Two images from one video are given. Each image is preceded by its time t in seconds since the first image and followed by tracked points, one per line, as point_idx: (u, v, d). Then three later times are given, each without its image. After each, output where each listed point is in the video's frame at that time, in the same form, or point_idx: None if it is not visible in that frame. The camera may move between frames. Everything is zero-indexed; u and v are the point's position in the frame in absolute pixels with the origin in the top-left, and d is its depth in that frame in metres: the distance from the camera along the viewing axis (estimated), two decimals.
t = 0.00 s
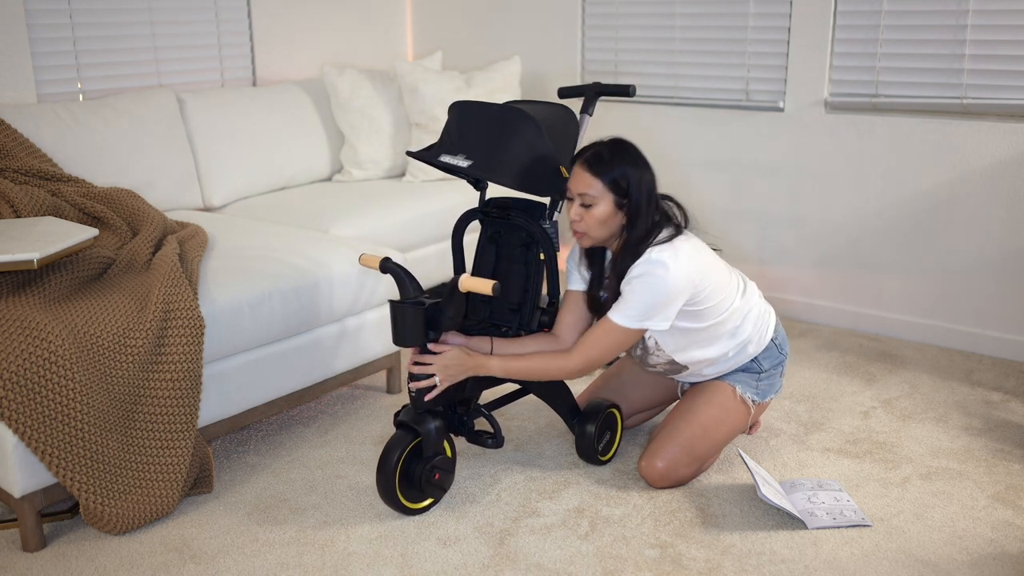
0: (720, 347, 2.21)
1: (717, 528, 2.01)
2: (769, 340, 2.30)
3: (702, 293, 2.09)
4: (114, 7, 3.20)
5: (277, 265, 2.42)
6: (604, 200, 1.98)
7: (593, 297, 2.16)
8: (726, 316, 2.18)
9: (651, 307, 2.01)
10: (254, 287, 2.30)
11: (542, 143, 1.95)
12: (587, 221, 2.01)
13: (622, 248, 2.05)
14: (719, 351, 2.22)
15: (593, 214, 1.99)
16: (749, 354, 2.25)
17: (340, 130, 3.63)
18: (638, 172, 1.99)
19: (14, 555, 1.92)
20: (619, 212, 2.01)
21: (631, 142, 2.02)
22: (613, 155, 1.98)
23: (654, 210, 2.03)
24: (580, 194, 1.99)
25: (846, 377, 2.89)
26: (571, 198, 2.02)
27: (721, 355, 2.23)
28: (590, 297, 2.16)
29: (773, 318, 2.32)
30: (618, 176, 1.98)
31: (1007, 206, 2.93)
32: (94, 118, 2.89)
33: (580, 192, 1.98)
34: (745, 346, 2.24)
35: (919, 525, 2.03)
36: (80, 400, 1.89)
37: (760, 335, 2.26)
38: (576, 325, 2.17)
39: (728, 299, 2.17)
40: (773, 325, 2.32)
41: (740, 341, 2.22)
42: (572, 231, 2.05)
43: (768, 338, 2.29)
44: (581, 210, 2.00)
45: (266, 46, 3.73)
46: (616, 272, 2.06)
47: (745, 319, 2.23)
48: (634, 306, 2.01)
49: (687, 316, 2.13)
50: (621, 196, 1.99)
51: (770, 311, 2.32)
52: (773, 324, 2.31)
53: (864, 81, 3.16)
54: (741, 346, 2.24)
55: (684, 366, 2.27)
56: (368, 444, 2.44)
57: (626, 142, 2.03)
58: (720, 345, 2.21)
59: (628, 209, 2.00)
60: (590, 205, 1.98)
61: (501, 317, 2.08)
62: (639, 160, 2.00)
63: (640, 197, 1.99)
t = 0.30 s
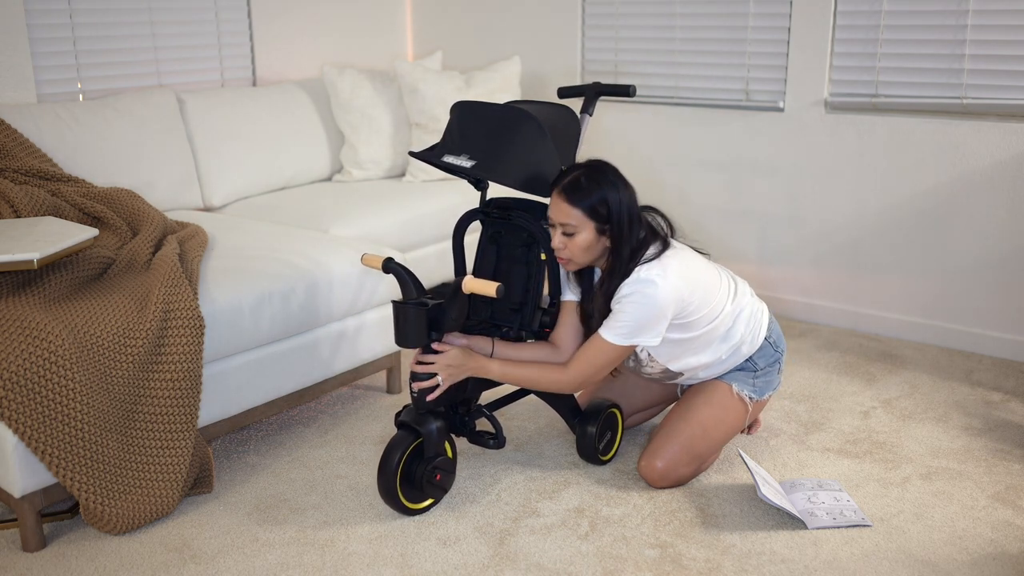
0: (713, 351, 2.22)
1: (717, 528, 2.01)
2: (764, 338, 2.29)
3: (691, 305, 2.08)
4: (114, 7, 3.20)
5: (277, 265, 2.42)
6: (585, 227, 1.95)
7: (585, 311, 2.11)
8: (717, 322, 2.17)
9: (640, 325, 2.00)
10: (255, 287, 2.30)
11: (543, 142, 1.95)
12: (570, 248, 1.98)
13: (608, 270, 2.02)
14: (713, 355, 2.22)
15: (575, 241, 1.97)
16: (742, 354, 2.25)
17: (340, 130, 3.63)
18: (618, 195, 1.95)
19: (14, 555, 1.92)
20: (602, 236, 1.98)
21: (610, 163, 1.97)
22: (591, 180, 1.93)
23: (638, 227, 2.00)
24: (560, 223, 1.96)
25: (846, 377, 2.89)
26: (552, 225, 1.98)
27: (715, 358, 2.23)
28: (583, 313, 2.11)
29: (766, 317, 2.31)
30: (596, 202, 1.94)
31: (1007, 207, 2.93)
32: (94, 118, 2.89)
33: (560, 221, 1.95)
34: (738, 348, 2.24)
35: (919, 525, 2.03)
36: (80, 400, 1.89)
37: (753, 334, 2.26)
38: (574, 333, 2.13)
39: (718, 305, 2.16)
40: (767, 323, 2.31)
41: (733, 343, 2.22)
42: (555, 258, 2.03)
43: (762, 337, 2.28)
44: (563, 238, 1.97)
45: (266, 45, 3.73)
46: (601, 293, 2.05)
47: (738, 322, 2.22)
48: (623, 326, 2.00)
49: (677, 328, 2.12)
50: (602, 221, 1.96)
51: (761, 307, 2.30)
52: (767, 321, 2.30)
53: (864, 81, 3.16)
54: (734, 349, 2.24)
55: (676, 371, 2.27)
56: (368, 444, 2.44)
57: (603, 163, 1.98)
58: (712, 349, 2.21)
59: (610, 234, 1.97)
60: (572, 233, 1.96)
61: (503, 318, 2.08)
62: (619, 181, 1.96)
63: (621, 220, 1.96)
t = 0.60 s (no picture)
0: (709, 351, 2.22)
1: (717, 528, 2.01)
2: (761, 337, 2.29)
3: (687, 304, 2.08)
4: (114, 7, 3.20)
5: (277, 265, 2.42)
6: (582, 230, 1.95)
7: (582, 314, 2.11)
8: (715, 322, 2.17)
9: (639, 325, 2.00)
10: (255, 287, 2.30)
11: (544, 142, 1.95)
12: (568, 251, 1.98)
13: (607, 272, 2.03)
14: (709, 355, 2.22)
15: (573, 245, 1.97)
16: (738, 354, 2.25)
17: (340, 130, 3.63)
18: (614, 197, 1.94)
19: (14, 555, 1.92)
20: (599, 238, 1.98)
21: (605, 164, 1.97)
22: (587, 182, 1.93)
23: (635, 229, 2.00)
24: (558, 226, 1.95)
25: (846, 378, 2.89)
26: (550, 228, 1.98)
27: (712, 358, 2.23)
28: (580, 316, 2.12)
29: (762, 315, 2.31)
30: (592, 205, 1.94)
31: (1007, 206, 2.93)
32: (94, 118, 2.89)
33: (558, 225, 1.95)
34: (734, 348, 2.24)
35: (919, 525, 2.03)
36: (79, 400, 1.89)
37: (750, 333, 2.25)
38: (574, 334, 2.14)
39: (715, 304, 2.16)
40: (764, 321, 2.31)
41: (729, 343, 2.22)
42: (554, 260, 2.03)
43: (759, 335, 2.28)
44: (561, 242, 1.97)
45: (266, 45, 3.72)
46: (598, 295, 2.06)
47: (734, 322, 2.22)
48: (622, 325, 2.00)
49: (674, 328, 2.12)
50: (599, 224, 1.96)
51: (758, 305, 2.30)
52: (764, 319, 2.30)
53: (864, 81, 3.16)
54: (730, 348, 2.24)
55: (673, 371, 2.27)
56: (368, 444, 2.44)
57: (600, 165, 1.97)
58: (710, 348, 2.22)
59: (607, 236, 1.97)
60: (570, 236, 1.96)
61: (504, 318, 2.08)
62: (615, 183, 1.96)
63: (618, 222, 1.96)
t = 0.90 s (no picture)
0: (715, 343, 2.21)
1: (717, 528, 2.01)
2: (762, 333, 2.29)
3: (700, 288, 2.09)
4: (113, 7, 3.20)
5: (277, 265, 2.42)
6: (598, 205, 1.94)
7: (589, 299, 2.14)
8: (721, 311, 2.17)
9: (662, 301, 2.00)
10: (255, 287, 2.30)
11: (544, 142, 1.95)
12: (583, 228, 1.97)
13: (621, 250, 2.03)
14: (713, 347, 2.21)
15: (589, 221, 1.96)
16: (740, 347, 2.25)
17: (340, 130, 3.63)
18: (629, 172, 1.95)
19: (14, 555, 1.92)
20: (615, 214, 1.98)
21: (618, 141, 1.97)
22: (601, 158, 1.93)
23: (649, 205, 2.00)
24: (573, 202, 1.94)
25: (846, 377, 2.89)
26: (564, 206, 1.97)
27: (714, 352, 2.23)
28: (586, 301, 2.14)
29: (763, 310, 2.31)
30: (608, 179, 1.94)
31: (1007, 206, 2.93)
32: (94, 118, 2.89)
33: (573, 202, 1.94)
34: (736, 341, 2.24)
35: (919, 524, 2.03)
36: (79, 400, 1.89)
37: (751, 328, 2.25)
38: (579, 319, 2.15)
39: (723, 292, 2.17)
40: (765, 317, 2.31)
41: (732, 335, 2.22)
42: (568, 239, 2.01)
43: (760, 331, 2.28)
44: (577, 218, 1.96)
45: (266, 45, 3.72)
46: (618, 274, 2.04)
47: (737, 314, 2.22)
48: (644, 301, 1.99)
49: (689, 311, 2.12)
50: (616, 199, 1.95)
51: (759, 301, 2.30)
52: (765, 315, 2.30)
53: (864, 81, 3.16)
54: (732, 341, 2.23)
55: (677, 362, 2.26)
56: (368, 444, 2.44)
57: (613, 141, 1.97)
58: (715, 340, 2.20)
59: (624, 211, 1.97)
60: (585, 212, 1.95)
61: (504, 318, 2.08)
62: (630, 159, 1.96)
63: (634, 197, 1.96)
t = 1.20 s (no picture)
0: (720, 335, 2.22)
1: (717, 528, 2.01)
2: (763, 333, 2.30)
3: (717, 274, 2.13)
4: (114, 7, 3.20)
5: (277, 265, 2.43)
6: (620, 180, 1.99)
7: (606, 280, 2.25)
8: (731, 302, 2.19)
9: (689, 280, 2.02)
10: (255, 287, 2.30)
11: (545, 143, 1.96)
12: (606, 204, 2.02)
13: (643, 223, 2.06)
14: (716, 340, 2.22)
15: (612, 196, 2.01)
16: (743, 344, 2.25)
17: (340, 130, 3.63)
18: (651, 149, 1.99)
19: (14, 555, 1.92)
20: (638, 189, 2.03)
21: (639, 120, 2.03)
22: (622, 134, 1.99)
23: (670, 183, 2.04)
24: (595, 178, 2.00)
25: (846, 377, 2.89)
26: (586, 184, 2.02)
27: (716, 345, 2.23)
28: (602, 281, 2.25)
29: (767, 311, 2.32)
30: (630, 155, 1.99)
31: (1007, 206, 2.93)
32: (94, 118, 2.89)
33: (594, 177, 2.00)
34: (740, 336, 2.24)
35: (919, 525, 2.03)
36: (79, 400, 1.90)
37: (754, 326, 2.26)
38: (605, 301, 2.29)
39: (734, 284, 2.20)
40: (768, 319, 2.32)
41: (736, 330, 2.23)
42: (591, 216, 2.06)
43: (763, 331, 2.29)
44: (599, 194, 2.01)
45: (266, 45, 3.73)
46: (643, 249, 2.07)
47: (744, 307, 2.23)
48: (673, 283, 2.02)
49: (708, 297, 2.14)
50: (637, 174, 2.00)
51: (763, 301, 2.32)
52: (768, 316, 2.31)
53: (864, 81, 3.16)
54: (735, 335, 2.24)
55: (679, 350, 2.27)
56: (368, 444, 2.44)
57: (634, 120, 2.03)
58: (720, 333, 2.21)
59: (645, 186, 2.01)
60: (608, 187, 2.00)
61: (504, 317, 2.08)
62: (651, 137, 2.01)
63: (656, 172, 2.00)
